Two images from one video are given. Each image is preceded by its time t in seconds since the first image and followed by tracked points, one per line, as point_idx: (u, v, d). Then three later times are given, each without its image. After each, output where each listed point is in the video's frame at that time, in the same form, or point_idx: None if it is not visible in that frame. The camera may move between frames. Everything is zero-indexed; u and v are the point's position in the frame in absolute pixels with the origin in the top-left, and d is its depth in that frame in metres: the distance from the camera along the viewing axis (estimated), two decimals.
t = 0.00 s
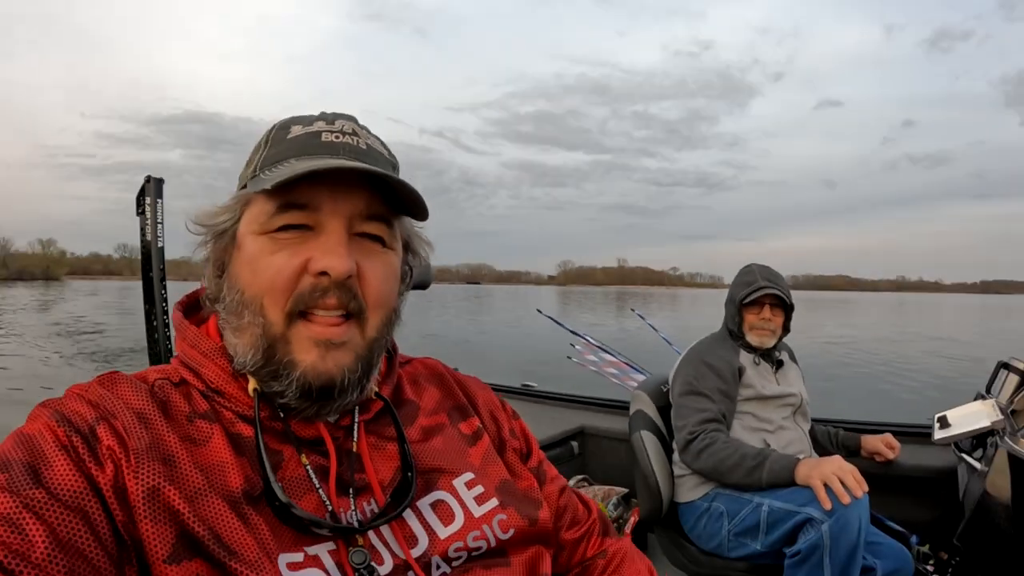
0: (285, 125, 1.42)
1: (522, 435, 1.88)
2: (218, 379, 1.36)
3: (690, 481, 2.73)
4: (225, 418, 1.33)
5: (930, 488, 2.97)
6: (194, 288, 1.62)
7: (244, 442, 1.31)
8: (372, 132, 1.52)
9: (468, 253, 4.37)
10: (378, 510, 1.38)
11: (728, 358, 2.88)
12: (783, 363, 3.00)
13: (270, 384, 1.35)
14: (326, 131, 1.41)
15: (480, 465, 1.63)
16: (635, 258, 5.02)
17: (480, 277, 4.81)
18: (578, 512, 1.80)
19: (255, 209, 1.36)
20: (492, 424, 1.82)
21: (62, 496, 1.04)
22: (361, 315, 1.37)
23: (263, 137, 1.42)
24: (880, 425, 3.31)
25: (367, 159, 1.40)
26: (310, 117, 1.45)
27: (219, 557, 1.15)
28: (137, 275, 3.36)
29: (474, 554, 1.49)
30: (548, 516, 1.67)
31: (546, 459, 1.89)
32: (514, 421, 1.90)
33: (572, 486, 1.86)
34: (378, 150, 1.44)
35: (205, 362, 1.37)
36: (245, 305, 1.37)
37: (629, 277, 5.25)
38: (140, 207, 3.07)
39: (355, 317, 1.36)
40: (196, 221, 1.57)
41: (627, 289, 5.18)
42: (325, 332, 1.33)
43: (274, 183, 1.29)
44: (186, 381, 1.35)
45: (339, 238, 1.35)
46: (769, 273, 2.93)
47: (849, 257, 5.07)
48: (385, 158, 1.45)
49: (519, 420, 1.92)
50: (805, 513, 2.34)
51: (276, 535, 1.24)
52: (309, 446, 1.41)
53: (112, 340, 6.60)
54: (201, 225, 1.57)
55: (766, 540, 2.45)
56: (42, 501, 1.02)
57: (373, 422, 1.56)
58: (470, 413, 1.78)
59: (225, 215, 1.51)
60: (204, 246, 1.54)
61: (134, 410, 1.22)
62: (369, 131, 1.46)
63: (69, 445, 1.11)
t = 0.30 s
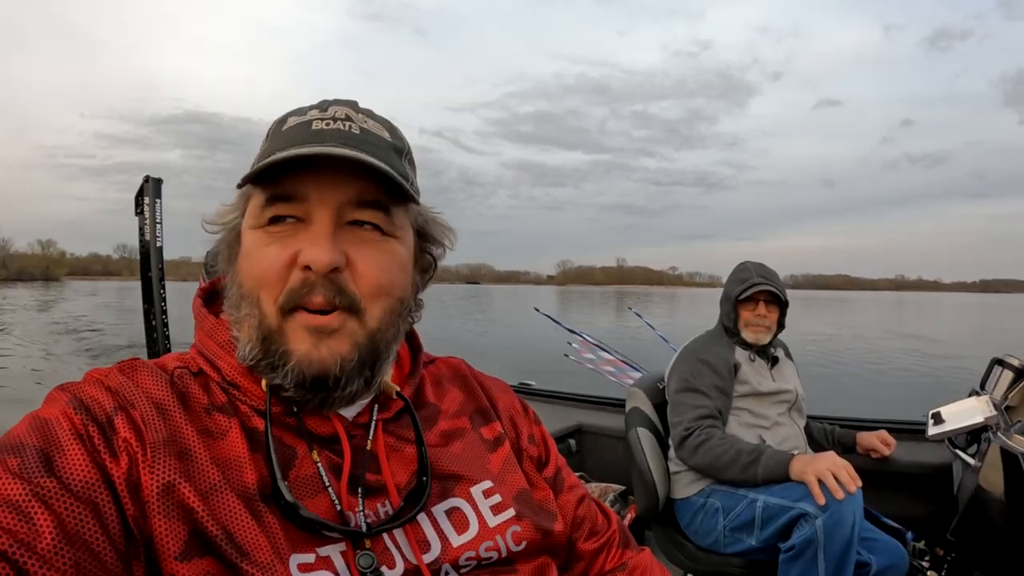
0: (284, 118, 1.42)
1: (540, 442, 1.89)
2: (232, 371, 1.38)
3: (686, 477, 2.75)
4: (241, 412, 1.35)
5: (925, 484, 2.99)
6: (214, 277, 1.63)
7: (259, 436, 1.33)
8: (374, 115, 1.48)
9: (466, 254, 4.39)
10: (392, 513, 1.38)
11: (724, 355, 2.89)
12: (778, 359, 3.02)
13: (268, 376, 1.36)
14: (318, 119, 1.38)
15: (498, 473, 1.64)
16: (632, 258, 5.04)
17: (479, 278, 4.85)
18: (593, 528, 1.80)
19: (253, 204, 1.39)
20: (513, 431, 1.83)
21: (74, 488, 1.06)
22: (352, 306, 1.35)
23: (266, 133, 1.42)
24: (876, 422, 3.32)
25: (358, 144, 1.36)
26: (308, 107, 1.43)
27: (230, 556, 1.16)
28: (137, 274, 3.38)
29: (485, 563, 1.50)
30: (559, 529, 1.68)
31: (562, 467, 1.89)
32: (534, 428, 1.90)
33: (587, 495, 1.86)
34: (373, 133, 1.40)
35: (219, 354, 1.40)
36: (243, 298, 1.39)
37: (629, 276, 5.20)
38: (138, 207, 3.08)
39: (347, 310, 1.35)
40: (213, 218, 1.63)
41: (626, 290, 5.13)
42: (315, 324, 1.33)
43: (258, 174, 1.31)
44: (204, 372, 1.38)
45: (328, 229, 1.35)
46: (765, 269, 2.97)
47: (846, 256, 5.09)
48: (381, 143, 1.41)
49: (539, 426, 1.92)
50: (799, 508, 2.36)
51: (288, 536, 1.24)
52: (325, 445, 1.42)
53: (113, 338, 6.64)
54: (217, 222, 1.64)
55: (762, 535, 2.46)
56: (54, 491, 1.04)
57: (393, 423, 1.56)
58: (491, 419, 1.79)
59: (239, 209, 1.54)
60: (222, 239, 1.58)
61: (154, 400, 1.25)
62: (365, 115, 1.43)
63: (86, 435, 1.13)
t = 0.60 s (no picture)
0: (285, 111, 1.44)
1: (542, 439, 1.89)
2: (231, 365, 1.38)
3: (679, 472, 2.76)
4: (243, 404, 1.36)
5: (919, 480, 3.00)
6: (217, 268, 1.64)
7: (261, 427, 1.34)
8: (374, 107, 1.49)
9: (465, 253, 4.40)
10: (392, 506, 1.39)
11: (718, 352, 2.91)
12: (772, 357, 3.04)
13: (259, 373, 1.36)
14: (317, 111, 1.40)
15: (499, 470, 1.65)
16: (632, 257, 5.05)
17: (478, 277, 4.85)
18: (592, 529, 1.80)
19: (250, 198, 1.40)
20: (515, 428, 1.83)
21: (77, 478, 1.07)
22: (342, 305, 1.35)
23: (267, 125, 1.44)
24: (872, 419, 3.33)
25: (353, 137, 1.37)
26: (308, 100, 1.45)
27: (231, 547, 1.17)
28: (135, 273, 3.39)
29: (482, 560, 1.51)
30: (558, 527, 1.69)
31: (564, 463, 1.90)
32: (535, 424, 1.91)
33: (588, 493, 1.87)
34: (371, 127, 1.41)
35: (218, 346, 1.41)
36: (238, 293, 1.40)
37: (628, 275, 5.28)
38: (136, 205, 3.09)
39: (338, 308, 1.35)
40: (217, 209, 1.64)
41: (625, 288, 5.18)
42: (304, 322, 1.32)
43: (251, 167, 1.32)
44: (205, 362, 1.39)
45: (321, 226, 1.35)
46: (759, 267, 2.97)
47: (844, 255, 5.09)
48: (379, 136, 1.42)
49: (540, 423, 1.92)
50: (791, 503, 2.38)
51: (288, 529, 1.25)
52: (324, 438, 1.42)
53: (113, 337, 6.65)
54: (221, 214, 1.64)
55: (754, 530, 2.47)
56: (58, 480, 1.05)
57: (393, 418, 1.57)
58: (494, 415, 1.79)
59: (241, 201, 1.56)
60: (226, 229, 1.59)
61: (159, 389, 1.26)
62: (364, 109, 1.44)
63: (90, 423, 1.14)
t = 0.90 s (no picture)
0: (289, 108, 1.43)
1: (539, 439, 1.88)
2: (230, 365, 1.38)
3: (677, 472, 2.76)
4: (240, 405, 1.35)
5: (917, 480, 3.00)
6: (215, 267, 1.64)
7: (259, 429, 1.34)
8: (378, 106, 1.49)
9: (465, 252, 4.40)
10: (388, 509, 1.39)
11: (716, 352, 2.91)
12: (770, 357, 3.03)
13: (269, 372, 1.37)
14: (323, 110, 1.39)
15: (496, 471, 1.64)
16: (632, 257, 5.05)
17: (479, 277, 4.85)
18: (591, 530, 1.80)
19: (254, 195, 1.39)
20: (513, 426, 1.83)
21: (74, 480, 1.06)
22: (354, 302, 1.36)
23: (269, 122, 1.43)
24: (870, 419, 3.33)
25: (361, 136, 1.36)
26: (313, 97, 1.44)
27: (228, 549, 1.16)
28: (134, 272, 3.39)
29: (479, 561, 1.51)
30: (556, 526, 1.69)
31: (563, 464, 1.89)
32: (534, 425, 1.90)
33: (588, 494, 1.86)
34: (378, 126, 1.40)
35: (218, 346, 1.40)
36: (244, 293, 1.40)
37: (628, 275, 5.30)
38: (135, 205, 3.09)
39: (350, 305, 1.36)
40: (216, 207, 1.63)
41: (626, 288, 5.21)
42: (317, 320, 1.34)
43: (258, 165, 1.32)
44: (203, 362, 1.39)
45: (331, 223, 1.35)
46: (758, 266, 2.96)
47: (844, 255, 5.09)
48: (387, 136, 1.41)
49: (539, 424, 1.92)
50: (789, 503, 2.37)
51: (285, 531, 1.25)
52: (322, 440, 1.42)
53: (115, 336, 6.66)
54: (218, 212, 1.64)
55: (752, 530, 2.47)
56: (55, 482, 1.04)
57: (391, 418, 1.57)
58: (492, 413, 1.79)
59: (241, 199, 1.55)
60: (223, 228, 1.58)
61: (155, 391, 1.25)
62: (370, 108, 1.43)
63: (86, 424, 1.13)
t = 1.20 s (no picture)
0: (298, 110, 1.42)
1: (539, 447, 1.88)
2: (230, 373, 1.37)
3: (678, 474, 2.75)
4: (238, 413, 1.34)
5: (918, 482, 2.99)
6: (212, 272, 1.63)
7: (257, 438, 1.33)
8: (389, 114, 1.52)
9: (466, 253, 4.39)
10: (387, 517, 1.38)
11: (716, 353, 2.90)
12: (772, 359, 3.03)
13: (282, 376, 1.35)
14: (338, 113, 1.40)
15: (496, 478, 1.64)
16: (633, 257, 5.04)
17: (480, 277, 4.84)
18: (582, 540, 1.80)
19: (266, 197, 1.38)
20: (512, 431, 1.83)
21: (68, 490, 1.06)
22: (372, 304, 1.37)
23: (276, 122, 1.43)
24: (871, 421, 3.32)
25: (380, 141, 1.39)
26: (324, 100, 1.45)
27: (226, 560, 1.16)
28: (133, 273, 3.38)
29: (480, 569, 1.50)
30: (555, 534, 1.68)
31: (559, 473, 1.89)
32: (533, 432, 1.89)
33: (583, 505, 1.87)
34: (392, 131, 1.44)
35: (218, 354, 1.39)
36: (255, 297, 1.38)
37: (628, 275, 5.41)
38: (134, 205, 3.08)
39: (368, 307, 1.36)
40: (212, 208, 1.62)
41: (627, 288, 5.32)
42: (336, 322, 1.34)
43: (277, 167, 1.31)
44: (199, 370, 1.38)
45: (351, 224, 1.36)
46: (759, 268, 2.96)
47: (846, 255, 5.07)
48: (401, 142, 1.45)
49: (537, 431, 1.91)
50: (791, 506, 2.36)
51: (284, 540, 1.25)
52: (322, 448, 1.41)
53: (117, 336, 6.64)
54: (215, 213, 1.62)
55: (753, 533, 2.46)
56: (49, 493, 1.04)
57: (390, 426, 1.56)
58: (490, 420, 1.79)
59: (240, 203, 1.53)
60: (221, 232, 1.57)
61: (150, 400, 1.25)
62: (384, 114, 1.47)
63: (80, 434, 1.12)
